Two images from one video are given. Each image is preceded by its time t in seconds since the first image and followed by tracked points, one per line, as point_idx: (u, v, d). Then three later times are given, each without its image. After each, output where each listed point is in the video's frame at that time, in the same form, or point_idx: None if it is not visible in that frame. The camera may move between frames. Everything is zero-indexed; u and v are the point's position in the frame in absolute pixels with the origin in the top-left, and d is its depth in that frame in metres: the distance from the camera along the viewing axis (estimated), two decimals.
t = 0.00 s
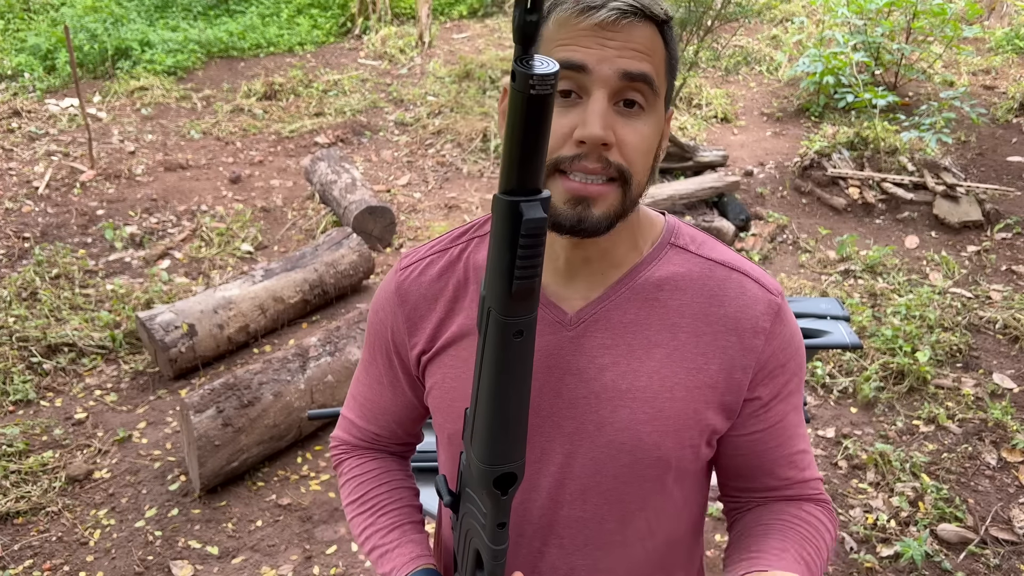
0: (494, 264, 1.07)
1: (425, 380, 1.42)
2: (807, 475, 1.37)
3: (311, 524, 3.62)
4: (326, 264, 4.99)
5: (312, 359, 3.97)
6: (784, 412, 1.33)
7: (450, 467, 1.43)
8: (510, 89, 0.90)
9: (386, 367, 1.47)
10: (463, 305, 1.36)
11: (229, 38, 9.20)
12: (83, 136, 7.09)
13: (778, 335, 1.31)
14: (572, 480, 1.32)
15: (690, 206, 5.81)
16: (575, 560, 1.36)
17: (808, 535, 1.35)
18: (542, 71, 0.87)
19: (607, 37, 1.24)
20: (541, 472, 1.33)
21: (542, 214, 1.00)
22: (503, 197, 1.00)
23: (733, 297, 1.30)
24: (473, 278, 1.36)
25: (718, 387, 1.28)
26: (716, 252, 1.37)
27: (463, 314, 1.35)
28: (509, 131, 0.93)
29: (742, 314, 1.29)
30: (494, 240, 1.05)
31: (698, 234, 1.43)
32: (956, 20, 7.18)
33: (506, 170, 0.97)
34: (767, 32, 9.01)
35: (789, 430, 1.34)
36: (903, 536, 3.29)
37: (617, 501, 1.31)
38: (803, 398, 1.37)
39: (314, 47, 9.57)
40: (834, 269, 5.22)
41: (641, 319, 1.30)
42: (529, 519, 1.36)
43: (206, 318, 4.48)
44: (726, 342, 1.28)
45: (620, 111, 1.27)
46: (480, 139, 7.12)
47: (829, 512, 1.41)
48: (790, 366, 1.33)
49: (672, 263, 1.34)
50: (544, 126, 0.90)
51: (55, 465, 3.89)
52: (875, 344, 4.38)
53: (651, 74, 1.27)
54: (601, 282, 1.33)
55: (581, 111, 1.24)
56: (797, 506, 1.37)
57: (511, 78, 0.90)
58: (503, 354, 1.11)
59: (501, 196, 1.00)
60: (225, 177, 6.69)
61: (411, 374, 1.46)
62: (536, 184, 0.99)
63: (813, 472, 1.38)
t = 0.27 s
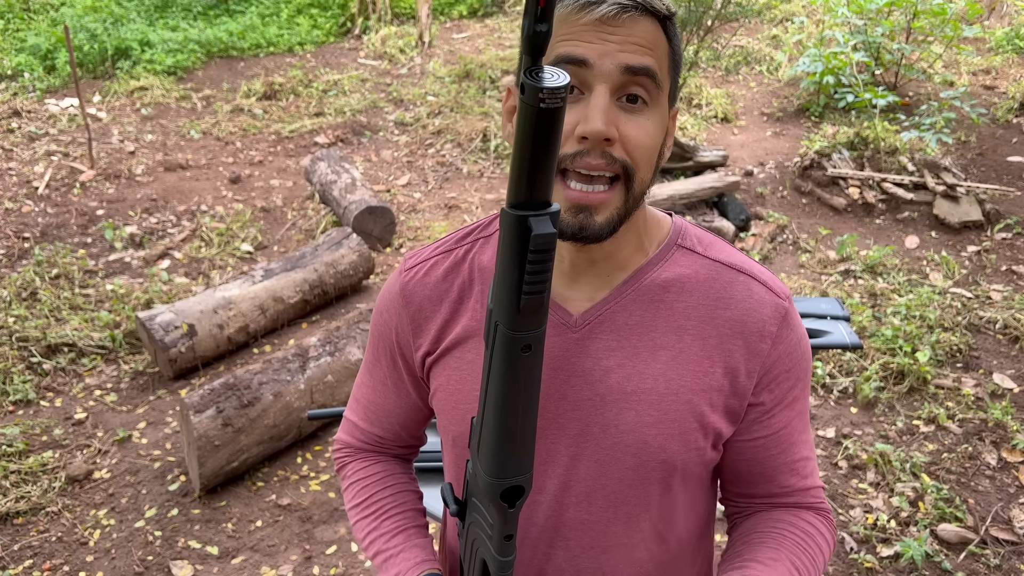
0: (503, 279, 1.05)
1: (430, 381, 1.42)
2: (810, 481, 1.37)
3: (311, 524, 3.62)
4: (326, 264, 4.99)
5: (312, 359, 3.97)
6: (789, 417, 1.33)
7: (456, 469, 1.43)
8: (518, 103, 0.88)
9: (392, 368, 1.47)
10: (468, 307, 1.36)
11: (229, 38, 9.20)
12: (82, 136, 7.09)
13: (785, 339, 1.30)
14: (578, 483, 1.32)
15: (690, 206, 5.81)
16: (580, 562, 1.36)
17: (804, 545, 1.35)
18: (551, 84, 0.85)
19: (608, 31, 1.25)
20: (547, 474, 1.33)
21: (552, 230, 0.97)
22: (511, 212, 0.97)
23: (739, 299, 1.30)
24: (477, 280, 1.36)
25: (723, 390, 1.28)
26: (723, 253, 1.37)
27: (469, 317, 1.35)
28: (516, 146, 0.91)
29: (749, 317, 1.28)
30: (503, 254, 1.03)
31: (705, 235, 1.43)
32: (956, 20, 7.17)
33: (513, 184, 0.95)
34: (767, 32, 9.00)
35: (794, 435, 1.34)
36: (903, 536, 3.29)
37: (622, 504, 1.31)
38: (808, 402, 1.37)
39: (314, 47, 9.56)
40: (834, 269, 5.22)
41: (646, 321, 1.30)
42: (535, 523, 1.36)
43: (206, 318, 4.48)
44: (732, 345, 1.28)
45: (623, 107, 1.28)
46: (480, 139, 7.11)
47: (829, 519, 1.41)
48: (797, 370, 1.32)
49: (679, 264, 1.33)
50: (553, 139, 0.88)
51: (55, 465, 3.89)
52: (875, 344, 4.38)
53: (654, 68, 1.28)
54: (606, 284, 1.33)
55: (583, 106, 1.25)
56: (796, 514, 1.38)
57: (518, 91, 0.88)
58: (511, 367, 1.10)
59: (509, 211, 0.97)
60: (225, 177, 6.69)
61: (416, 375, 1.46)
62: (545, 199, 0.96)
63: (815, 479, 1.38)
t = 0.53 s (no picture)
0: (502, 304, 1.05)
1: (444, 381, 1.42)
2: (824, 487, 1.36)
3: (311, 524, 3.61)
4: (326, 264, 4.98)
5: (312, 359, 3.97)
6: (803, 422, 1.31)
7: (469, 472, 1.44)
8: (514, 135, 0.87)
9: (407, 366, 1.47)
10: (481, 309, 1.36)
11: (229, 38, 9.20)
12: (82, 136, 7.08)
13: (802, 343, 1.28)
14: (589, 486, 1.32)
15: (690, 206, 5.81)
16: (591, 563, 1.37)
17: (811, 552, 1.35)
18: (548, 118, 0.85)
19: (601, 43, 1.22)
20: (559, 476, 1.33)
21: (551, 257, 0.97)
22: (509, 242, 0.97)
23: (756, 303, 1.28)
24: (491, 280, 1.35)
25: (736, 395, 1.28)
26: (741, 257, 1.35)
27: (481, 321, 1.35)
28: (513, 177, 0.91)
29: (765, 322, 1.27)
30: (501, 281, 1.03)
31: (725, 238, 1.41)
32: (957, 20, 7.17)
33: (510, 214, 0.95)
34: (767, 32, 9.00)
35: (810, 439, 1.32)
36: (903, 536, 3.29)
37: (633, 508, 1.32)
38: (826, 406, 1.35)
39: (314, 47, 9.56)
40: (834, 269, 5.21)
41: (659, 325, 1.30)
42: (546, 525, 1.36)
43: (206, 318, 4.48)
44: (746, 350, 1.27)
45: (619, 118, 1.26)
46: (480, 139, 7.11)
47: (844, 523, 1.41)
48: (813, 375, 1.30)
49: (693, 268, 1.32)
50: (552, 166, 0.88)
51: (55, 465, 3.89)
52: (875, 344, 4.37)
53: (651, 77, 1.25)
54: (618, 287, 1.33)
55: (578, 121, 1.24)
56: (806, 516, 1.37)
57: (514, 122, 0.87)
58: (511, 389, 1.10)
59: (506, 242, 0.97)
60: (225, 177, 6.68)
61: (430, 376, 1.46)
62: (543, 226, 0.96)
63: (831, 483, 1.37)
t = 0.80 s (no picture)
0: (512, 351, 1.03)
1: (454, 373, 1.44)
2: (817, 496, 1.24)
3: (311, 524, 3.61)
4: (326, 264, 4.98)
5: (312, 359, 3.97)
6: (796, 423, 1.25)
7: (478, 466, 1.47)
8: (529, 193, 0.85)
9: (419, 359, 1.50)
10: (490, 302, 1.38)
11: (229, 38, 9.19)
12: (82, 136, 7.08)
13: (799, 340, 1.25)
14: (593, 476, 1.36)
15: (690, 206, 5.81)
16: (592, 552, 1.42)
17: (773, 561, 1.22)
18: (567, 181, 0.82)
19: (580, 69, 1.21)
20: (563, 464, 1.38)
21: (565, 312, 0.95)
22: (523, 293, 0.95)
23: (756, 300, 1.27)
24: (499, 273, 1.37)
25: (732, 390, 1.27)
26: (748, 255, 1.34)
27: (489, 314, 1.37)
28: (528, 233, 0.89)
29: (764, 319, 1.26)
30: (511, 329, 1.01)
31: (735, 235, 1.40)
32: (957, 20, 7.17)
33: (525, 265, 0.94)
34: (767, 32, 9.00)
35: (803, 441, 1.24)
36: (903, 536, 3.29)
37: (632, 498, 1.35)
38: (832, 411, 1.27)
39: (314, 47, 9.56)
40: (834, 269, 5.21)
41: (659, 319, 1.30)
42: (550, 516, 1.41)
43: (206, 317, 4.48)
44: (743, 344, 1.26)
45: (605, 136, 1.24)
46: (480, 139, 7.11)
47: (836, 545, 1.27)
48: (812, 375, 1.25)
49: (697, 263, 1.32)
50: (565, 224, 0.86)
51: (55, 465, 3.89)
52: (875, 344, 4.37)
53: (633, 96, 1.22)
54: (624, 281, 1.34)
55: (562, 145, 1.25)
56: (782, 520, 1.26)
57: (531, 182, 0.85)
58: (520, 429, 1.09)
59: (519, 292, 0.96)
60: (225, 177, 6.68)
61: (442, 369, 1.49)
62: (558, 280, 0.95)
63: (822, 494, 1.24)
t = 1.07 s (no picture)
0: (531, 374, 0.99)
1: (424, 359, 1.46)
2: (771, 481, 1.22)
3: (311, 524, 3.61)
4: (326, 264, 4.98)
5: (312, 359, 3.96)
6: (753, 407, 1.23)
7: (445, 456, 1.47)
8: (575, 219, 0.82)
9: (390, 347, 1.52)
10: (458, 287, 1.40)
11: (229, 38, 9.19)
12: (82, 136, 7.08)
13: (756, 323, 1.24)
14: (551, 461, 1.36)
15: (690, 206, 5.80)
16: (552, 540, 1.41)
17: (717, 550, 1.21)
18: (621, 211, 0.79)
19: (543, 57, 1.20)
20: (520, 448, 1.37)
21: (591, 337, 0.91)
22: (552, 317, 0.91)
23: (715, 284, 1.27)
24: (467, 258, 1.40)
25: (689, 372, 1.26)
26: (710, 241, 1.33)
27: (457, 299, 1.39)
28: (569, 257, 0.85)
29: (721, 302, 1.25)
30: (534, 353, 0.96)
31: (699, 223, 1.39)
32: (957, 19, 7.16)
33: (556, 288, 0.90)
34: (767, 32, 8.99)
35: (756, 423, 1.23)
36: (903, 536, 3.28)
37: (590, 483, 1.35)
38: (791, 398, 1.26)
39: (314, 47, 9.56)
40: (834, 269, 5.21)
41: (618, 302, 1.30)
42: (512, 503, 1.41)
43: (205, 318, 4.48)
44: (700, 327, 1.26)
45: (570, 123, 1.23)
46: (480, 139, 7.11)
47: (789, 532, 1.25)
48: (770, 357, 1.23)
49: (658, 248, 1.32)
50: (604, 252, 0.83)
51: (54, 465, 3.88)
52: (875, 344, 4.37)
53: (597, 82, 1.20)
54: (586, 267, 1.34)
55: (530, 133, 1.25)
56: (732, 507, 1.25)
57: (577, 207, 0.82)
58: (526, 449, 1.04)
59: (547, 315, 0.91)
60: (225, 177, 6.68)
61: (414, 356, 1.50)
62: (587, 303, 0.91)
63: (775, 479, 1.23)
